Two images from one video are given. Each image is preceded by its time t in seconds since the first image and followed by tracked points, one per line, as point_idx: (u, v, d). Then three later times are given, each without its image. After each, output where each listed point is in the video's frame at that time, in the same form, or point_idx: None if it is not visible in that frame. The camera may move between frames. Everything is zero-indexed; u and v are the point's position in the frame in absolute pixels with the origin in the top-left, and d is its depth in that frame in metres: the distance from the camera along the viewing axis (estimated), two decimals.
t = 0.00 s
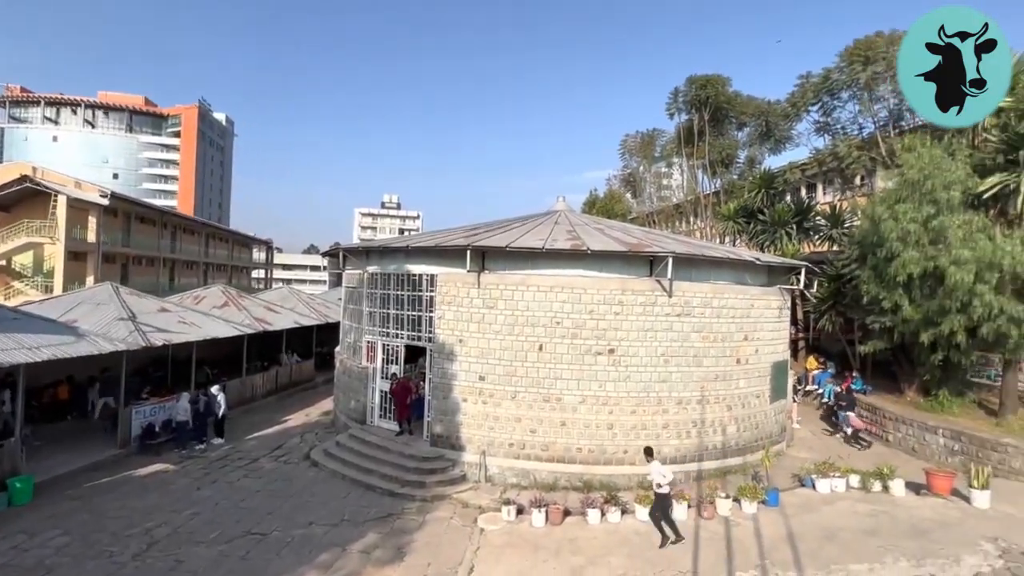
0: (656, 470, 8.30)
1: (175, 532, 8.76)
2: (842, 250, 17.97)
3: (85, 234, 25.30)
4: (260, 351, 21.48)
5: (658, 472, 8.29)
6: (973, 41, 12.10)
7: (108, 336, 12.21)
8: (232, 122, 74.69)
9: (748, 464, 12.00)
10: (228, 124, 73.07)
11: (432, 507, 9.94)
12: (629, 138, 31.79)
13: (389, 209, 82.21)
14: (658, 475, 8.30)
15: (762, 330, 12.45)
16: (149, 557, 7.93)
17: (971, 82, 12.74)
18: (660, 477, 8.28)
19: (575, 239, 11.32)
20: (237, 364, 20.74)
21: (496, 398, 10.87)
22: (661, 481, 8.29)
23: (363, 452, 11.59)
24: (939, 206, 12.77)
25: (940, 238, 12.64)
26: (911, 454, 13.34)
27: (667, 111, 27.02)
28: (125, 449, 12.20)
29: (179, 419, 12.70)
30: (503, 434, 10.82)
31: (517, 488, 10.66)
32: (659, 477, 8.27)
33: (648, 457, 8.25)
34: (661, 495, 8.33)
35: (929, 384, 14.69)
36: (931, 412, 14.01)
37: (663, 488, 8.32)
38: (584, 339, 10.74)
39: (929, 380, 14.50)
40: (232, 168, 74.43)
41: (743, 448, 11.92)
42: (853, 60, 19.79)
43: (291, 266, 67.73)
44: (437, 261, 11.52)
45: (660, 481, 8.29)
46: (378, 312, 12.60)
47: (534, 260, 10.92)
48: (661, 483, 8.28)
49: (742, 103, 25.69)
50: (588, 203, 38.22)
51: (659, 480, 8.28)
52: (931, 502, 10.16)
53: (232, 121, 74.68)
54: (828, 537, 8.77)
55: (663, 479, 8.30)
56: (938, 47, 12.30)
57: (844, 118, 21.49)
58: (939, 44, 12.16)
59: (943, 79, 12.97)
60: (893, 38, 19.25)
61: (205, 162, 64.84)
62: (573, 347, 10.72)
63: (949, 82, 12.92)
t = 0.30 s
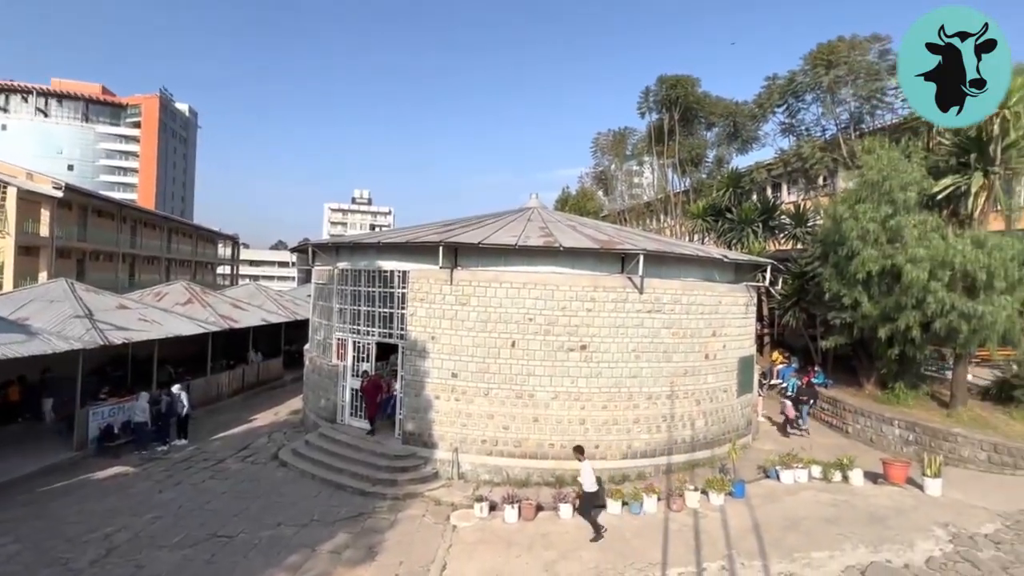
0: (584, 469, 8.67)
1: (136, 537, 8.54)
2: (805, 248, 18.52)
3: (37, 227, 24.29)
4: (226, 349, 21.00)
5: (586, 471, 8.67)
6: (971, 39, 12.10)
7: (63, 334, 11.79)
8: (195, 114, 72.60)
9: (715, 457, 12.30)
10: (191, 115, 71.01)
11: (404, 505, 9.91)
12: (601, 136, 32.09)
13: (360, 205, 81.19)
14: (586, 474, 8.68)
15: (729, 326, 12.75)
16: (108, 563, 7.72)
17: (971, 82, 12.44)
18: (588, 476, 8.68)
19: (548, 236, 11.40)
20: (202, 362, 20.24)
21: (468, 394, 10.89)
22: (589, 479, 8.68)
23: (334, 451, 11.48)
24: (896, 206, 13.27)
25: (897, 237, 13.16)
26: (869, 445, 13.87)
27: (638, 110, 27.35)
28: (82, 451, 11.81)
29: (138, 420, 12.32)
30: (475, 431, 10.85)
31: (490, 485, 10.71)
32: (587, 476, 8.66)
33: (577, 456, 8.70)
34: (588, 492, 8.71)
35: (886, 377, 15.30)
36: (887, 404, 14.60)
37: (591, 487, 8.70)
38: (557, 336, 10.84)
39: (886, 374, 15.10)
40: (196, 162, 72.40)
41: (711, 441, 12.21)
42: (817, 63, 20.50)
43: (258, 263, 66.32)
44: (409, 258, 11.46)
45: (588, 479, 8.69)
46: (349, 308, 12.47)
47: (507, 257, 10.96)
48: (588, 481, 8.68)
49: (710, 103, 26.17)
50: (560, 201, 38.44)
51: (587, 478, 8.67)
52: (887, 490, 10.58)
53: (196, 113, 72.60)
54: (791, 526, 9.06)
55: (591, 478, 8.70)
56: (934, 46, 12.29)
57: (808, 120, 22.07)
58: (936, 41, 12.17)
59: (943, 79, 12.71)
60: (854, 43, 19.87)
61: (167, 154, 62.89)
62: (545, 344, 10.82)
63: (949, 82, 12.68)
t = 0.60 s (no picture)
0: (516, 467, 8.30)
1: (97, 542, 8.31)
2: (773, 246, 19.00)
3: None
4: (193, 347, 20.52)
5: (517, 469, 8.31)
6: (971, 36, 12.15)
7: (17, 332, 11.35)
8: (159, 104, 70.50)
9: (686, 451, 12.55)
10: (155, 106, 68.94)
11: (377, 503, 9.86)
12: (576, 134, 32.28)
13: (332, 200, 79.98)
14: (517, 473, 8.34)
15: (699, 322, 13.00)
16: (66, 570, 7.50)
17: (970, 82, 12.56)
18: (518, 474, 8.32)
19: (522, 232, 11.44)
20: (167, 361, 19.74)
21: (442, 392, 10.87)
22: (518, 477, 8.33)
23: (305, 450, 11.34)
24: (859, 206, 13.71)
25: (860, 236, 13.61)
26: (832, 437, 14.34)
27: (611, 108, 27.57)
28: (38, 454, 11.40)
29: (97, 420, 11.95)
30: (449, 428, 10.84)
31: (464, 482, 10.72)
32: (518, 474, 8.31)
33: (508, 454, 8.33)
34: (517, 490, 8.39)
35: (848, 371, 15.83)
36: (849, 397, 15.11)
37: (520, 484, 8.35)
38: (531, 332, 10.90)
39: (849, 368, 15.63)
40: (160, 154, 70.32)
41: (681, 435, 12.45)
42: (784, 65, 20.92)
43: (226, 259, 64.81)
44: (382, 253, 11.37)
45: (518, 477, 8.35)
46: (320, 305, 12.31)
47: (481, 253, 10.95)
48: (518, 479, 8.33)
49: (682, 103, 26.54)
50: (535, 197, 38.53)
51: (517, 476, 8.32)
52: (850, 481, 10.95)
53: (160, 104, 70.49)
54: (758, 517, 9.30)
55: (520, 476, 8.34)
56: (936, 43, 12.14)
57: (776, 121, 22.55)
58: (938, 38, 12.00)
59: (943, 79, 12.64)
60: (820, 46, 20.37)
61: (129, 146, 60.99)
62: (519, 340, 10.87)
63: (949, 81, 12.62)
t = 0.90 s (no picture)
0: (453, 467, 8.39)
1: (61, 547, 8.08)
2: (746, 243, 19.35)
3: None
4: (162, 346, 20.05)
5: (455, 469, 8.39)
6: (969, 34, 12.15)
7: None
8: (126, 96, 68.48)
9: (661, 445, 12.74)
10: (121, 97, 66.99)
11: (353, 502, 9.80)
12: (553, 131, 32.33)
13: (306, 196, 78.81)
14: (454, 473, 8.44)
15: (674, 319, 13.18)
16: None
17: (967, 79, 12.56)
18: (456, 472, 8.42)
19: (500, 229, 11.45)
20: (134, 360, 19.25)
21: (419, 389, 10.83)
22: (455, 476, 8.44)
23: (278, 449, 11.19)
24: (828, 205, 14.07)
25: (829, 234, 13.95)
26: (802, 430, 14.70)
27: (588, 106, 27.68)
28: None
29: (61, 422, 11.60)
30: (426, 426, 10.82)
31: (442, 479, 10.71)
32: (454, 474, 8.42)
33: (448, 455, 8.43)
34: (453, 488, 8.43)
35: (817, 366, 16.24)
36: (819, 391, 15.52)
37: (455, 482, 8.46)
38: (509, 329, 10.93)
39: (818, 362, 16.04)
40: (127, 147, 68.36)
41: (657, 430, 12.62)
42: (757, 66, 21.29)
43: (197, 255, 63.39)
44: (358, 250, 11.27)
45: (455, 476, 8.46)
46: (295, 302, 12.14)
47: (458, 250, 10.93)
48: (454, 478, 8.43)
49: (658, 102, 26.80)
50: (512, 194, 38.53)
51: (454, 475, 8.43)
52: (819, 473, 11.25)
53: (126, 96, 68.49)
54: (730, 510, 9.50)
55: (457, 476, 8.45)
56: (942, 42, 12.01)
57: (750, 121, 22.90)
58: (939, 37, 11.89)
59: (943, 79, 12.66)
60: (792, 48, 20.78)
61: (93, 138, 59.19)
62: (497, 337, 10.89)
63: (945, 79, 12.61)
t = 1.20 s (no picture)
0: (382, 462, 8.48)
1: (15, 556, 7.79)
2: (714, 241, 19.73)
3: None
4: (123, 346, 19.44)
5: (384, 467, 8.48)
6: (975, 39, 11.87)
7: None
8: (83, 86, 65.93)
9: (633, 440, 12.92)
10: (78, 88, 64.47)
11: (324, 503, 9.69)
12: (527, 128, 32.34)
13: (275, 192, 77.25)
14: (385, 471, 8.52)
15: (645, 315, 13.37)
16: None
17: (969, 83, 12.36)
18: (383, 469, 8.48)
19: (473, 226, 11.43)
20: (93, 360, 18.62)
21: (391, 387, 10.75)
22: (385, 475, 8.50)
23: (246, 451, 10.97)
24: (793, 204, 14.45)
25: (794, 232, 14.33)
26: (768, 423, 15.11)
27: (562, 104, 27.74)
28: None
29: (14, 426, 11.15)
30: (399, 424, 10.75)
31: (414, 478, 10.66)
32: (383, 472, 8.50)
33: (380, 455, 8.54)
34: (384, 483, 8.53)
35: (783, 361, 16.69)
36: (784, 385, 15.95)
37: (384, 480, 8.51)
38: (482, 327, 10.93)
39: (783, 357, 16.48)
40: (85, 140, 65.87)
41: (628, 426, 12.80)
42: (726, 68, 21.68)
43: (160, 252, 61.58)
44: (328, 247, 11.11)
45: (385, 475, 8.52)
46: (263, 300, 11.91)
47: (431, 248, 10.87)
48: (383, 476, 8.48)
49: (630, 101, 27.05)
50: (486, 191, 38.44)
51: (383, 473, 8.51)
52: (784, 464, 11.57)
53: (83, 86, 65.93)
54: (699, 502, 9.71)
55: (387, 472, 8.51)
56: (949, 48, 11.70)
57: (719, 121, 23.30)
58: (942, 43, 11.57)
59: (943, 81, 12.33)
60: (759, 51, 21.27)
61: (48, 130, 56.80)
62: (470, 335, 10.88)
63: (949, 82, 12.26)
